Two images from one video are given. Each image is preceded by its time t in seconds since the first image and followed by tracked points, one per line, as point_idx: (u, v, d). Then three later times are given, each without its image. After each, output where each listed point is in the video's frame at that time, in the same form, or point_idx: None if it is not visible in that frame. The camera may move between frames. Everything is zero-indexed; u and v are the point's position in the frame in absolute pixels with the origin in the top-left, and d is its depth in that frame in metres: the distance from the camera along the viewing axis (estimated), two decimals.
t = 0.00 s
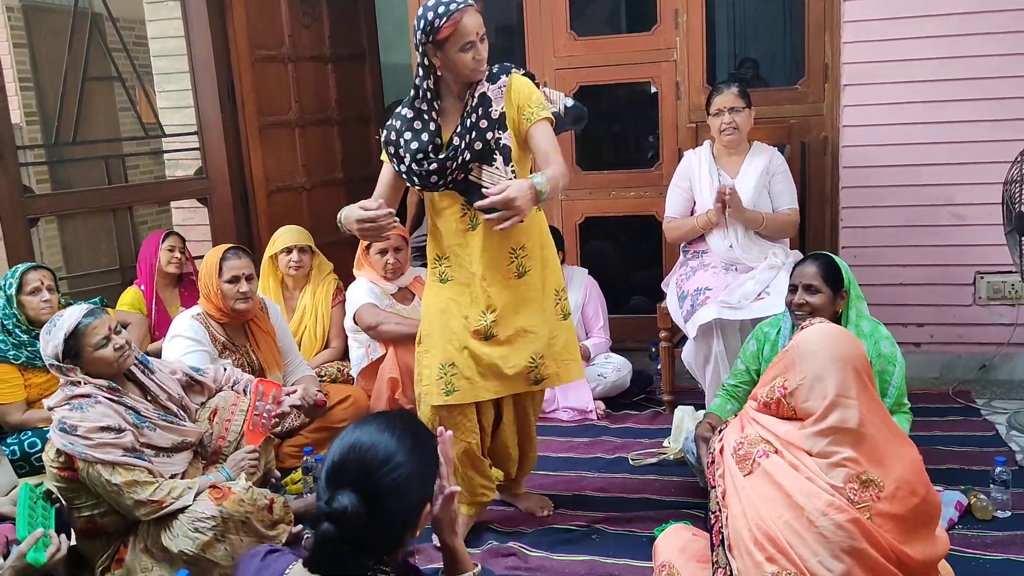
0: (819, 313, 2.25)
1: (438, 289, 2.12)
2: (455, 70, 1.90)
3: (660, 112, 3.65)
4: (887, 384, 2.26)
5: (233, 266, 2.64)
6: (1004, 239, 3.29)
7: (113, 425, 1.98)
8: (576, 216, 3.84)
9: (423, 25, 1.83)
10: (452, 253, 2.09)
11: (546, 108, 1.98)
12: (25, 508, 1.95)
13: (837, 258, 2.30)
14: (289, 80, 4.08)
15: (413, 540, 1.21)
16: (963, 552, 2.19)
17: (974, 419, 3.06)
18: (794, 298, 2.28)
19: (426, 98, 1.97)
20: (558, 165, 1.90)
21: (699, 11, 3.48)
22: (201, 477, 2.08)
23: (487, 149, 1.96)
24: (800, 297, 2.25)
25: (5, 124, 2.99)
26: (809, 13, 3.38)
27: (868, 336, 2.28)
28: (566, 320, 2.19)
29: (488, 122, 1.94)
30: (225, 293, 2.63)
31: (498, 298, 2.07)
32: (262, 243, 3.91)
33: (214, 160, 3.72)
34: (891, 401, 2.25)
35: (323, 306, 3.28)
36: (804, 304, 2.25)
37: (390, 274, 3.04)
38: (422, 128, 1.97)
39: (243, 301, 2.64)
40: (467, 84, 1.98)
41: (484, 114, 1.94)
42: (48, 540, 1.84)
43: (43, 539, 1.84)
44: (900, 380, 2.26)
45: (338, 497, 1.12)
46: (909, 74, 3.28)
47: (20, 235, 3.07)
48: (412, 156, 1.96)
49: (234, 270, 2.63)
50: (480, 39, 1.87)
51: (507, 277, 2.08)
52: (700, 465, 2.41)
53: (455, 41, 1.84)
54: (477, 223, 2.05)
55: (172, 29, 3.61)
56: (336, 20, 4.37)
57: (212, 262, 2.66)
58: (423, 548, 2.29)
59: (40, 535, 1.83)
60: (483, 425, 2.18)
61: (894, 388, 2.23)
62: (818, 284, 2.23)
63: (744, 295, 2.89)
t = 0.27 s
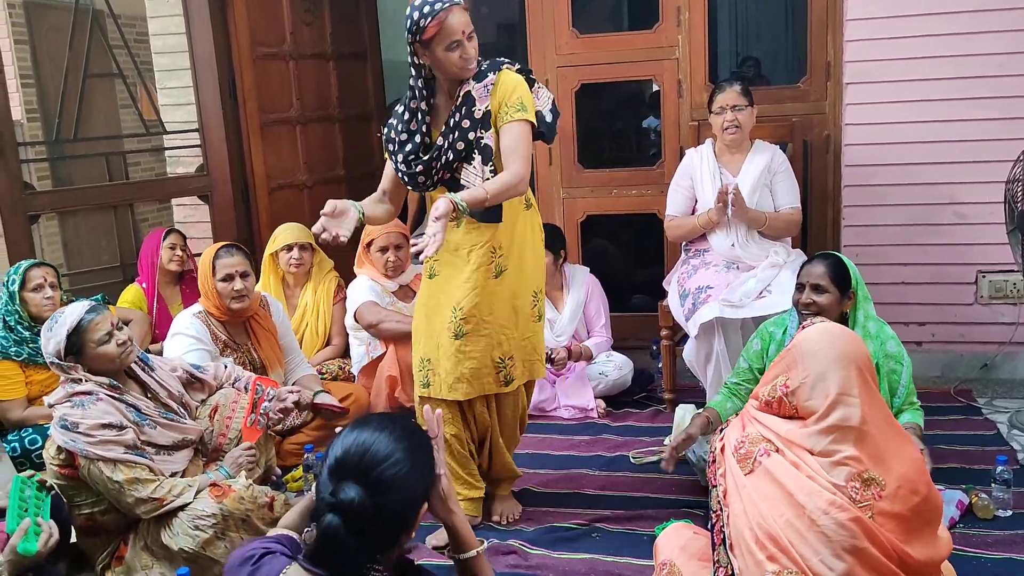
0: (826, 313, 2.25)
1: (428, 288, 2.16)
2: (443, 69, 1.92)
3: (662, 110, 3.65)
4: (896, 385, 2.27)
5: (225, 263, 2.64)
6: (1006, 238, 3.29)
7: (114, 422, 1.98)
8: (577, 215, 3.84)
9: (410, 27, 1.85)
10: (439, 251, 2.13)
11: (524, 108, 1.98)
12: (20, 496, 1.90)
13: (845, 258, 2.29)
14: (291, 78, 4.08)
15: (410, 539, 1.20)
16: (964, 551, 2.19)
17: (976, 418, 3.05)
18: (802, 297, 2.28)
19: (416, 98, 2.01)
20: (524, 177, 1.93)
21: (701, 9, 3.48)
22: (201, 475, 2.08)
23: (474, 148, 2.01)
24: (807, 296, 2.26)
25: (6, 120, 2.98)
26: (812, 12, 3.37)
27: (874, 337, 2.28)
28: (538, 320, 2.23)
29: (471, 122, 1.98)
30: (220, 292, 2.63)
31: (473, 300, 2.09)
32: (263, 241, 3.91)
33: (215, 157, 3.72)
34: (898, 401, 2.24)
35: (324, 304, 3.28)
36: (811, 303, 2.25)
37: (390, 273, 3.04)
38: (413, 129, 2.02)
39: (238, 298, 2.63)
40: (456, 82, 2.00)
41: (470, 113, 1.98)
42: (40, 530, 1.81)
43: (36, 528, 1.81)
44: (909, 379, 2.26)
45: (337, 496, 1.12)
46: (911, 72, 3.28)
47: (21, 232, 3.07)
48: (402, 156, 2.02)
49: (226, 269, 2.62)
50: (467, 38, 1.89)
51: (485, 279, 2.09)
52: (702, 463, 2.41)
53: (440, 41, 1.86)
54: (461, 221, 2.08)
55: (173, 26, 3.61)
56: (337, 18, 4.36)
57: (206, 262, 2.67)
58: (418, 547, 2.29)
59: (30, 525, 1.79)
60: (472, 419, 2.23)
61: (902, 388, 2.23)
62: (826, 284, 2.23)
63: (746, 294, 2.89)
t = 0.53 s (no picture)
0: (822, 312, 2.25)
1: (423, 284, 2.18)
2: (431, 68, 1.92)
3: (662, 110, 3.65)
4: (894, 388, 2.27)
5: (219, 261, 2.64)
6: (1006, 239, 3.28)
7: (114, 422, 1.98)
8: (578, 214, 3.84)
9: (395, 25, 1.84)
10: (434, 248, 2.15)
11: (505, 101, 1.95)
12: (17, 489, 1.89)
13: (845, 258, 2.28)
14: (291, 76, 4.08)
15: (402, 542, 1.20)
16: (964, 551, 2.19)
17: (976, 419, 3.05)
18: (799, 295, 2.28)
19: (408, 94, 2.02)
20: (496, 167, 1.90)
21: (702, 9, 3.48)
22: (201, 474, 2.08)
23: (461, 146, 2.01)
24: (804, 295, 2.26)
25: (7, 119, 2.98)
26: (812, 12, 3.38)
27: (874, 339, 2.28)
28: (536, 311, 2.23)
29: (456, 120, 1.98)
30: (215, 289, 2.63)
31: (468, 297, 2.10)
32: (263, 240, 3.91)
33: (216, 156, 3.72)
34: (895, 403, 2.24)
35: (324, 303, 3.28)
36: (807, 302, 2.25)
37: (389, 272, 3.04)
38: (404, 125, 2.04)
39: (234, 295, 2.64)
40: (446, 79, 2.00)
41: (457, 112, 1.98)
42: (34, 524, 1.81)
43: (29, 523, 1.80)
44: (905, 385, 2.26)
45: (335, 497, 1.11)
46: (912, 73, 3.28)
47: (21, 230, 3.07)
48: (393, 153, 2.05)
49: (221, 265, 2.63)
50: (454, 37, 1.88)
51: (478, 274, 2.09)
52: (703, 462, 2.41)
53: (426, 39, 1.86)
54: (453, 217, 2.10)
55: (173, 24, 3.61)
56: (337, 16, 4.36)
57: (201, 263, 2.68)
58: (418, 547, 2.29)
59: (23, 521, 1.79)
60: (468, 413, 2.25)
61: (899, 393, 2.23)
62: (822, 283, 2.23)
63: (746, 294, 2.89)
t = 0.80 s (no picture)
0: (820, 314, 2.25)
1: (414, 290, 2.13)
2: (419, 65, 1.87)
3: (663, 110, 3.65)
4: (893, 389, 2.27)
5: (215, 259, 2.65)
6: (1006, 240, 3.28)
7: (114, 423, 1.98)
8: (578, 215, 3.84)
9: (384, 20, 1.79)
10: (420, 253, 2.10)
11: (505, 98, 1.92)
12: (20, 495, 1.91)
13: (844, 259, 2.28)
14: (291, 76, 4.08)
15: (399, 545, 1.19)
16: (964, 553, 2.18)
17: (976, 420, 3.05)
18: (797, 296, 2.29)
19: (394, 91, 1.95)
20: (514, 161, 1.85)
21: (702, 9, 3.47)
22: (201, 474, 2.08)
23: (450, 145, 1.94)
24: (803, 296, 2.26)
25: (7, 118, 2.98)
26: (813, 13, 3.38)
27: (874, 341, 2.28)
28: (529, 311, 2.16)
29: (449, 120, 1.93)
30: (210, 288, 2.63)
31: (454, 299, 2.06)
32: (263, 239, 3.91)
33: (216, 156, 3.72)
34: (895, 403, 2.24)
35: (324, 304, 3.27)
36: (806, 303, 2.25)
37: (387, 273, 3.03)
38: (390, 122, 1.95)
39: (229, 294, 2.63)
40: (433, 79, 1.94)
41: (447, 109, 1.93)
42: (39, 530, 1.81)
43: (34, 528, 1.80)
44: (905, 385, 2.25)
45: (340, 492, 1.10)
46: (913, 74, 3.28)
47: (20, 230, 3.06)
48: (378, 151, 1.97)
49: (216, 264, 2.63)
50: (442, 32, 1.83)
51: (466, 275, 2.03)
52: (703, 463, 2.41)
53: (415, 34, 1.81)
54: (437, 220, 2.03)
55: (173, 24, 3.61)
56: (338, 16, 4.36)
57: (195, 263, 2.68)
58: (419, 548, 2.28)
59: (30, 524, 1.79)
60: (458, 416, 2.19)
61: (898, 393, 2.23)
62: (821, 284, 2.23)
63: (746, 295, 2.89)
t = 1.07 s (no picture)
0: (824, 318, 2.25)
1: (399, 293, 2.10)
2: (405, 66, 1.81)
3: (663, 112, 3.65)
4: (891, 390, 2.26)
5: (208, 260, 2.64)
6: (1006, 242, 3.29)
7: (113, 423, 1.97)
8: (578, 216, 3.84)
9: (373, 17, 1.74)
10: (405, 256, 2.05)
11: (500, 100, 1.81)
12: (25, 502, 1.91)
13: (847, 261, 2.28)
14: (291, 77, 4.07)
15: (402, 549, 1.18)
16: (964, 555, 2.18)
17: (975, 422, 3.05)
18: (800, 301, 2.29)
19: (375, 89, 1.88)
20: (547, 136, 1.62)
21: (702, 10, 3.48)
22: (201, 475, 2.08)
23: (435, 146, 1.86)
24: (806, 300, 2.27)
25: (7, 118, 2.98)
26: (813, 14, 3.38)
27: (874, 342, 2.28)
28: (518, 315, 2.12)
29: (433, 119, 1.85)
30: (204, 289, 2.62)
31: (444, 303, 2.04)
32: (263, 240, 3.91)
33: (216, 156, 3.71)
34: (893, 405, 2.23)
35: (324, 304, 3.26)
36: (808, 307, 2.26)
37: (384, 276, 3.05)
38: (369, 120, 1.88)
39: (223, 294, 2.63)
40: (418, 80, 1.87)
41: (434, 110, 1.85)
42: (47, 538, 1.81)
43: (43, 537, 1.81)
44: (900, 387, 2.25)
45: (347, 492, 1.10)
46: (912, 76, 3.28)
47: (19, 230, 3.06)
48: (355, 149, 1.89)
49: (209, 265, 2.63)
50: (432, 33, 1.79)
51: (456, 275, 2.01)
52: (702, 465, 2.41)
53: (403, 33, 1.76)
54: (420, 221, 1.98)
55: (174, 25, 3.60)
56: (337, 17, 4.36)
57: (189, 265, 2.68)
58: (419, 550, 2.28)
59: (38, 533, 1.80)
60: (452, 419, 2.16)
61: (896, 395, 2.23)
62: (824, 288, 2.23)
63: (746, 296, 2.89)
